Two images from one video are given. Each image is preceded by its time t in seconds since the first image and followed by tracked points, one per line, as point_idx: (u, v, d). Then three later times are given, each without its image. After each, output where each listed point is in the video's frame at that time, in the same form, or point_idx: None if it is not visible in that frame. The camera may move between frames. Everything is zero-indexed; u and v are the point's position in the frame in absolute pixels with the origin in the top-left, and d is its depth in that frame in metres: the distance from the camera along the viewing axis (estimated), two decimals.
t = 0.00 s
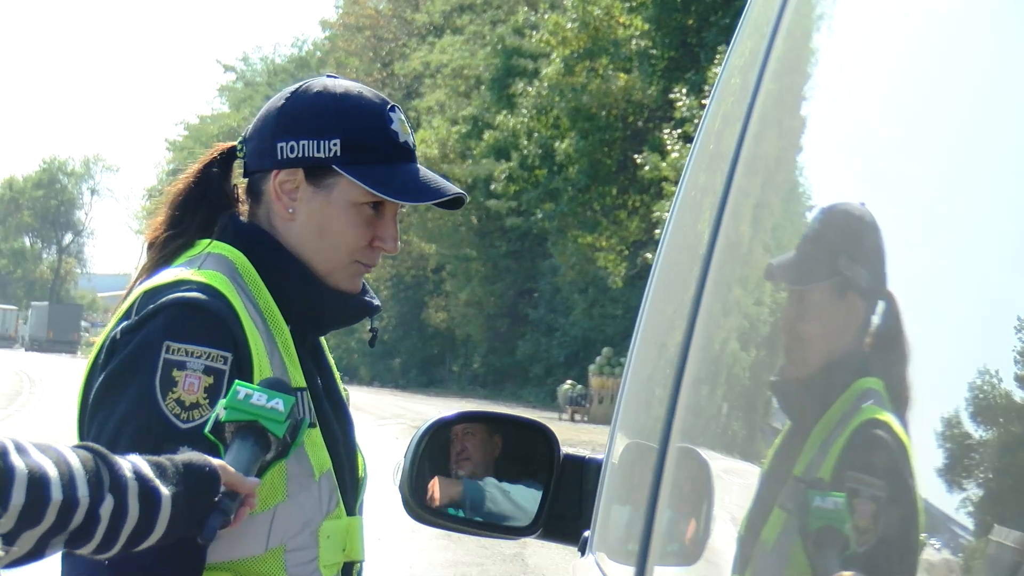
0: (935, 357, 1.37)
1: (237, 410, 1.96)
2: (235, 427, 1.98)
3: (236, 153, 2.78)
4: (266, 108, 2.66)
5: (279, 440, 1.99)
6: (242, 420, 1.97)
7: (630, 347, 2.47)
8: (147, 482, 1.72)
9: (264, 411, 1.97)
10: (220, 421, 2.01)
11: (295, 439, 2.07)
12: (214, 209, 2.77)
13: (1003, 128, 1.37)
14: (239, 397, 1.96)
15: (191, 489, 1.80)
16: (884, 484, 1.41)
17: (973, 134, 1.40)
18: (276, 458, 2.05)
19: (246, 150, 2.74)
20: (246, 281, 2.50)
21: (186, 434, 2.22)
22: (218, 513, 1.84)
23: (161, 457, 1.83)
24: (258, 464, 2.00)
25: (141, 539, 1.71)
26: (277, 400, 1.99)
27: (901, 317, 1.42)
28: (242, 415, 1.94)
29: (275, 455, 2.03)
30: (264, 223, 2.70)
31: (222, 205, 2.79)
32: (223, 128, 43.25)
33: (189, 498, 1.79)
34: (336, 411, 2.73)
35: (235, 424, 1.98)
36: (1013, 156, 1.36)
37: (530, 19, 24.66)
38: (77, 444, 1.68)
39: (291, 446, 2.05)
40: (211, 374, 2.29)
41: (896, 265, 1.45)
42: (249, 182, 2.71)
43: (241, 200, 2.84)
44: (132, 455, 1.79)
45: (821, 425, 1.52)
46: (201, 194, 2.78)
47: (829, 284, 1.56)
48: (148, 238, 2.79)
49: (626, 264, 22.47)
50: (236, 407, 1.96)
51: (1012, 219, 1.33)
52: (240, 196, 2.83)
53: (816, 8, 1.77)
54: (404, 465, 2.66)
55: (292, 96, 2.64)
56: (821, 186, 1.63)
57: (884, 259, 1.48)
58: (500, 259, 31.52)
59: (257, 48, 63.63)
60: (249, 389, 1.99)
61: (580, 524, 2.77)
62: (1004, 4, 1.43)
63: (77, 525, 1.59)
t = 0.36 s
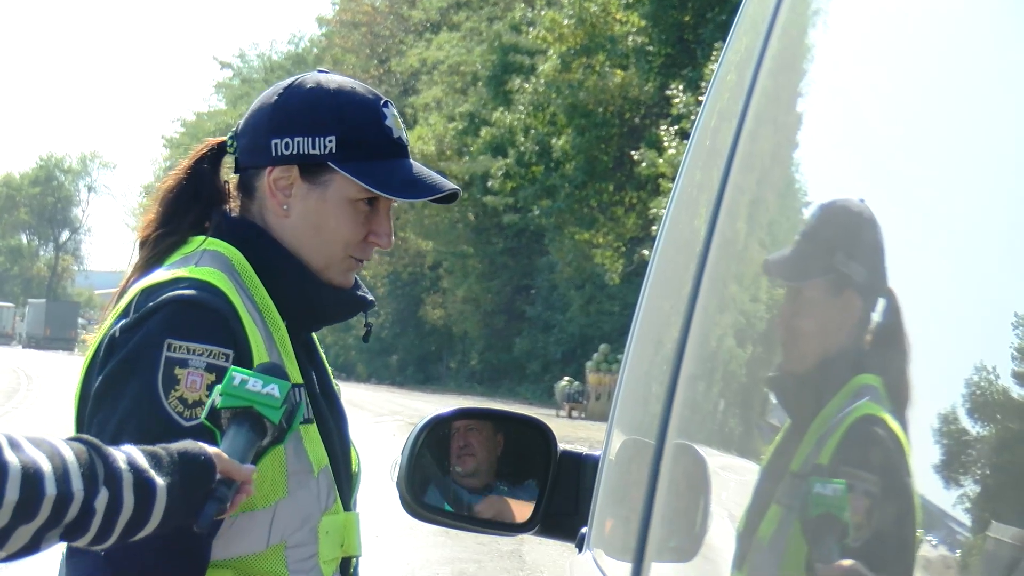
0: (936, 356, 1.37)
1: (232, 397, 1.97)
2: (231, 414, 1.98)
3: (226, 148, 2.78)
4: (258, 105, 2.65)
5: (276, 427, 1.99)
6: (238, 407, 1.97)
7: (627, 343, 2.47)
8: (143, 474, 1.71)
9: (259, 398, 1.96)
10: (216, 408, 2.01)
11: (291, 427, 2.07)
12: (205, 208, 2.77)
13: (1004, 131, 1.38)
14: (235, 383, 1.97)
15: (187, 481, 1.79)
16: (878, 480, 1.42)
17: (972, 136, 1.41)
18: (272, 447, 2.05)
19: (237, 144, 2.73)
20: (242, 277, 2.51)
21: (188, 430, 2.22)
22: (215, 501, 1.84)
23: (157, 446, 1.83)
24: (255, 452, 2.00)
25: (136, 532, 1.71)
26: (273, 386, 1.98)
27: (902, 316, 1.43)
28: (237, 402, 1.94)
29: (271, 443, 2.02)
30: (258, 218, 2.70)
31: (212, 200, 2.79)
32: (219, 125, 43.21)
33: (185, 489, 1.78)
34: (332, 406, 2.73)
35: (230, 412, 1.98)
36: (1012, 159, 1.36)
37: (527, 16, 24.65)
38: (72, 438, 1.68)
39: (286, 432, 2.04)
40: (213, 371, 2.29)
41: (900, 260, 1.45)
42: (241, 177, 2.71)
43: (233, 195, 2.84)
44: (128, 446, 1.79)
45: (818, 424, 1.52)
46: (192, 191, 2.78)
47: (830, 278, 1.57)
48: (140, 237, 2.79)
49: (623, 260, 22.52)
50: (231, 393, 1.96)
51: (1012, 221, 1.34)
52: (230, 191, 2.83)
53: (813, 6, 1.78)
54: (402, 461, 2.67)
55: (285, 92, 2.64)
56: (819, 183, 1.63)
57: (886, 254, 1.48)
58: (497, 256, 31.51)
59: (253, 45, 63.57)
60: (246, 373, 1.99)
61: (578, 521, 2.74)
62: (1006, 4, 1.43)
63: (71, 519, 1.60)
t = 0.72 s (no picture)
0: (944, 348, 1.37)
1: (222, 391, 1.97)
2: (222, 408, 1.97)
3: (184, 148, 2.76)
4: (226, 114, 2.57)
5: (266, 420, 1.98)
6: (227, 401, 1.97)
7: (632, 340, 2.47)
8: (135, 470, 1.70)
9: (249, 391, 1.97)
10: (206, 403, 2.01)
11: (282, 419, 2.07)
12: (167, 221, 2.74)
13: (1002, 133, 1.37)
14: (225, 377, 1.98)
15: (181, 475, 1.78)
16: (884, 482, 1.41)
17: (972, 138, 1.41)
18: (264, 440, 2.04)
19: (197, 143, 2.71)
20: (231, 275, 2.50)
21: (191, 430, 2.22)
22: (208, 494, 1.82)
23: (149, 441, 1.82)
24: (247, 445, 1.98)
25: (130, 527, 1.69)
26: (263, 378, 1.99)
27: (923, 314, 1.41)
28: (226, 396, 1.95)
29: (263, 435, 2.02)
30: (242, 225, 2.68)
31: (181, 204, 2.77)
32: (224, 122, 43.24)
33: (179, 485, 1.77)
34: (327, 399, 2.72)
35: (221, 405, 1.98)
36: (1009, 160, 1.36)
37: (532, 13, 24.65)
38: (64, 434, 1.67)
39: (278, 426, 2.04)
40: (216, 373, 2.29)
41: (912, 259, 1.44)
42: (214, 187, 2.68)
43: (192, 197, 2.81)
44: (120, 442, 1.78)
45: (829, 424, 1.50)
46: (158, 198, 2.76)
47: (842, 281, 1.55)
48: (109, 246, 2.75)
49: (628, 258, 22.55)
50: (221, 387, 1.97)
51: (1013, 221, 1.33)
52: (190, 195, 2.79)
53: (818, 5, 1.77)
54: (408, 457, 2.69)
55: (247, 96, 2.56)
56: (823, 182, 1.62)
57: (901, 250, 1.46)
58: (501, 253, 31.51)
59: (258, 43, 63.61)
60: (235, 368, 2.01)
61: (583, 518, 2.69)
62: (1009, 3, 1.43)
63: (63, 517, 1.59)
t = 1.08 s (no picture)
0: (951, 348, 1.36)
1: (218, 393, 1.96)
2: (218, 410, 1.97)
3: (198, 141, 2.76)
4: (252, 115, 2.55)
5: (262, 421, 1.98)
6: (223, 403, 1.96)
7: (638, 344, 2.46)
8: (132, 474, 1.69)
9: (245, 393, 1.96)
10: (201, 405, 2.00)
11: (278, 421, 2.06)
12: (182, 213, 2.73)
13: (1001, 143, 1.37)
14: (221, 379, 1.97)
15: (178, 480, 1.78)
16: (891, 490, 1.40)
17: (974, 145, 1.40)
18: (259, 443, 2.04)
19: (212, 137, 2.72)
20: (232, 280, 2.49)
21: (191, 435, 2.21)
22: (204, 498, 1.81)
23: (145, 445, 1.81)
24: (242, 447, 1.98)
25: (126, 529, 1.68)
26: (259, 381, 1.98)
27: (932, 312, 1.39)
28: (223, 399, 1.94)
29: (259, 439, 2.01)
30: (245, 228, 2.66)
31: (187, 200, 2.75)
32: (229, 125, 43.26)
33: (176, 491, 1.77)
34: (326, 403, 2.71)
35: (217, 407, 1.97)
36: (1010, 167, 1.35)
37: (538, 17, 24.67)
38: (60, 438, 1.66)
39: (274, 428, 2.04)
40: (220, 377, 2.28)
41: (919, 260, 1.43)
42: (223, 183, 2.66)
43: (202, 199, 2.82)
44: (115, 445, 1.77)
45: (835, 430, 1.49)
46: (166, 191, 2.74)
47: (847, 284, 1.53)
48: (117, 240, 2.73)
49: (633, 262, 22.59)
50: (218, 390, 1.96)
51: (1018, 228, 1.32)
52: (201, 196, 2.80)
53: (825, 9, 1.76)
54: (412, 462, 2.68)
55: (274, 102, 2.56)
56: (829, 185, 1.61)
57: (907, 253, 1.45)
58: (506, 257, 31.51)
59: (264, 47, 63.68)
60: (231, 370, 2.00)
61: (588, 523, 2.73)
62: (1010, 7, 1.43)
63: (59, 520, 1.58)
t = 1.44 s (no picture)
0: (959, 345, 1.34)
1: (218, 398, 1.95)
2: (217, 415, 1.96)
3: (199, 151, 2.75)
4: (229, 99, 2.62)
5: (261, 427, 1.97)
6: (223, 408, 1.95)
7: (644, 343, 2.44)
8: (132, 477, 1.68)
9: (245, 398, 1.95)
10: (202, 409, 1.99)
11: (278, 424, 2.05)
12: (189, 210, 2.73)
13: (1005, 145, 1.36)
14: (220, 384, 1.96)
15: (177, 482, 1.76)
16: (902, 488, 1.38)
17: (978, 146, 1.39)
18: (260, 447, 2.03)
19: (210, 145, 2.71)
20: (242, 276, 2.48)
21: (191, 431, 2.20)
22: (203, 502, 1.80)
23: (145, 449, 1.80)
24: (242, 452, 1.97)
25: (124, 532, 1.67)
26: (258, 386, 1.97)
27: (936, 316, 1.37)
28: (222, 402, 1.93)
29: (258, 444, 2.00)
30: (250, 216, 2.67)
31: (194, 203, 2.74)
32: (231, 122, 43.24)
33: (175, 492, 1.75)
34: (335, 403, 2.70)
35: (217, 412, 1.97)
36: (1015, 166, 1.34)
37: (540, 14, 24.64)
38: (61, 440, 1.65)
39: (274, 434, 2.03)
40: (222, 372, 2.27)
41: (930, 260, 1.40)
42: (224, 175, 2.68)
43: (206, 195, 2.82)
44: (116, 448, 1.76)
45: (844, 429, 1.47)
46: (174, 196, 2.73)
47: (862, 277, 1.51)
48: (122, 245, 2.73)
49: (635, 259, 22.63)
50: (217, 395, 1.95)
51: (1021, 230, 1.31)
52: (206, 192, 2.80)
53: (832, 8, 1.74)
54: (416, 461, 2.65)
55: (253, 81, 2.62)
56: (837, 184, 1.60)
57: (915, 253, 1.43)
58: (508, 254, 31.48)
59: (265, 44, 63.61)
60: (230, 375, 1.98)
61: (591, 522, 2.74)
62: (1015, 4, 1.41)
63: (60, 522, 1.57)
